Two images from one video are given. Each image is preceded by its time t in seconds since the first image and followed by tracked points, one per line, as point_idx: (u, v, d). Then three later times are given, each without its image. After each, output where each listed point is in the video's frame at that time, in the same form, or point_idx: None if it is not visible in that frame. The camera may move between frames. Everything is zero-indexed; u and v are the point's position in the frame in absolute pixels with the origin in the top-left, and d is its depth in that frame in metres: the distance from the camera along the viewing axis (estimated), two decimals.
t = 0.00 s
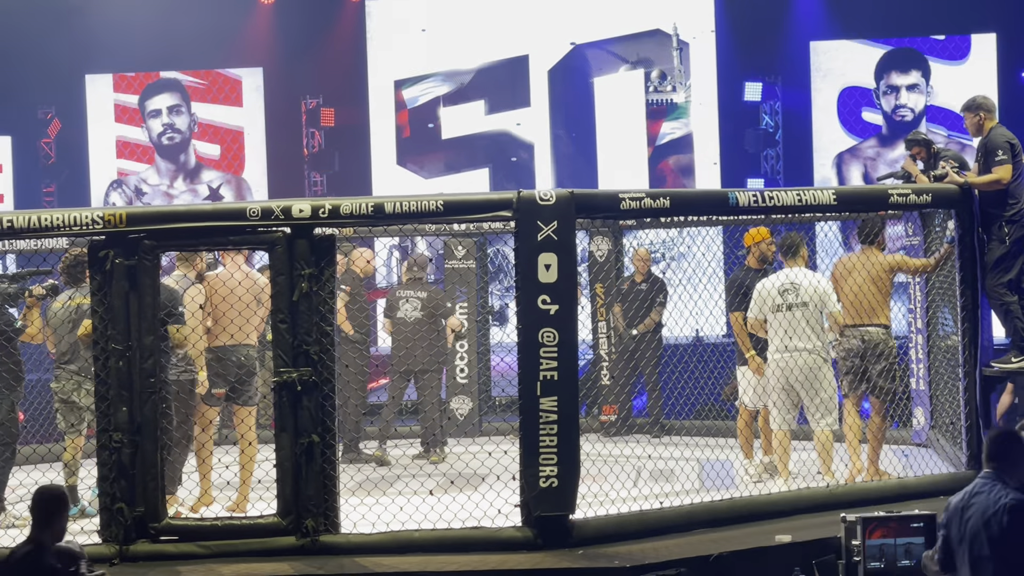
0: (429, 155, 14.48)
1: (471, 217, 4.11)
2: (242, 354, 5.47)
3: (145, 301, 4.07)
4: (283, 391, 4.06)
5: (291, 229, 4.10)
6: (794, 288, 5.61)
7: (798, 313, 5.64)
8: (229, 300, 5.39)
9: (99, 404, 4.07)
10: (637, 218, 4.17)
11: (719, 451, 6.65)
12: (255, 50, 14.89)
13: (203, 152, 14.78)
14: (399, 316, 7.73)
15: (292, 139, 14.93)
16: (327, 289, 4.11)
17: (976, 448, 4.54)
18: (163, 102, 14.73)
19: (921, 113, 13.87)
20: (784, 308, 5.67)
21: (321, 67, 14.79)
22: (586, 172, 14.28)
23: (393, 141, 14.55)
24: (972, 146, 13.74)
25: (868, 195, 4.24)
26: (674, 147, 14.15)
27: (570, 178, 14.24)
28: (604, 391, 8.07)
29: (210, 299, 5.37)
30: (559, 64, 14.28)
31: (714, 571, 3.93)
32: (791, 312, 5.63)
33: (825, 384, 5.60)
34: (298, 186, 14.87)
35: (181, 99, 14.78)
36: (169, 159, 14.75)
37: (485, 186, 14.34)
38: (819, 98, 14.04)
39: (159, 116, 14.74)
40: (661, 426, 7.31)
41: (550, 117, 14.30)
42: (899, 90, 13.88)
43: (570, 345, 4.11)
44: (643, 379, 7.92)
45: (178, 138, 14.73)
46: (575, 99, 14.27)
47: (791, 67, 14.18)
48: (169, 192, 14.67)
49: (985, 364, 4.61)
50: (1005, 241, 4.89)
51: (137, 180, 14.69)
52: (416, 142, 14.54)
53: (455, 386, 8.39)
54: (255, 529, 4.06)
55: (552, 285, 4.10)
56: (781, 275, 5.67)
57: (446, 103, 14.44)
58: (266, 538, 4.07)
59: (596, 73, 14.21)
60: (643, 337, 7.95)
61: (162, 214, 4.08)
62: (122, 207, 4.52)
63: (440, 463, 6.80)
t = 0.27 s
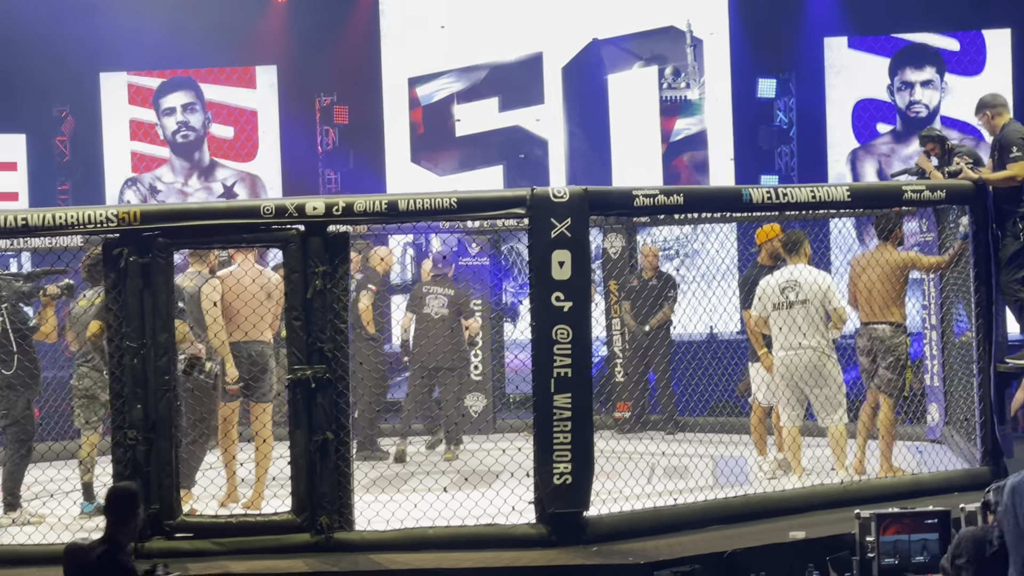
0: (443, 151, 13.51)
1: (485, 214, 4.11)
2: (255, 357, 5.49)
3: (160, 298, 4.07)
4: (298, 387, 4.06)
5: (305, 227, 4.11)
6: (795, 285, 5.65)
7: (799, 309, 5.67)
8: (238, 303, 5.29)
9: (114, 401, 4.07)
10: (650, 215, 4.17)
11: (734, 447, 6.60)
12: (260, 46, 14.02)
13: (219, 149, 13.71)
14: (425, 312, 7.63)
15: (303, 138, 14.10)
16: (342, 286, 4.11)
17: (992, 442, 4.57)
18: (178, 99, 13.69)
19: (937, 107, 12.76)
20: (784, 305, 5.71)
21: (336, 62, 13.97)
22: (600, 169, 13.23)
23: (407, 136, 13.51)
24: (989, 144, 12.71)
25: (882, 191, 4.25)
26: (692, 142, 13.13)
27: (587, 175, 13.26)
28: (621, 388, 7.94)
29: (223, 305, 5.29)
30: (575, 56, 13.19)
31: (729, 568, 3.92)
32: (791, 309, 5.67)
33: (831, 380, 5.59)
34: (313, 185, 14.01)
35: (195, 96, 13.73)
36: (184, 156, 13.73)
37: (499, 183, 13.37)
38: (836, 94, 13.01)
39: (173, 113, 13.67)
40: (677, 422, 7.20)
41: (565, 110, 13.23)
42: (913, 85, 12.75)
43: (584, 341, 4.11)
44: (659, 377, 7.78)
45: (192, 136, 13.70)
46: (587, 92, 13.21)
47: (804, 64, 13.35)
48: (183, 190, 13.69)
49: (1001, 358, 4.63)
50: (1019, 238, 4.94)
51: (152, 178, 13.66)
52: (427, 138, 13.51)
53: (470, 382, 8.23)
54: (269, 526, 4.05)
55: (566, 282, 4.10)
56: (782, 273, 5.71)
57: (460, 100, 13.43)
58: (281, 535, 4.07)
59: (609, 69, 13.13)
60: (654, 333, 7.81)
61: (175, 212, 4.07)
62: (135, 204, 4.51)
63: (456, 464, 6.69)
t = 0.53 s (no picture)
0: (463, 146, 13.11)
1: (504, 209, 4.12)
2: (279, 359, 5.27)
3: (180, 294, 4.09)
4: (318, 383, 4.07)
5: (325, 223, 4.12)
6: (811, 280, 5.56)
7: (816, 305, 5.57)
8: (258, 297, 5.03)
9: (135, 396, 4.09)
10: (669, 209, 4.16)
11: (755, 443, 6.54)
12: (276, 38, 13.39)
13: (240, 145, 13.29)
14: (447, 308, 7.37)
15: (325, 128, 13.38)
16: (361, 281, 4.11)
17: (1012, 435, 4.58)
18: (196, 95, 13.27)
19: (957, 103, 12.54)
20: (802, 300, 5.62)
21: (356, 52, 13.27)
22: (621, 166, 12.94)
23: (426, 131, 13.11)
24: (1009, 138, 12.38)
25: (901, 185, 4.26)
26: (709, 139, 12.86)
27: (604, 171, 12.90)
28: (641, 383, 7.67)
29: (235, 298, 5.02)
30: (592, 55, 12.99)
31: (749, 562, 3.92)
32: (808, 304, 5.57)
33: (849, 376, 5.47)
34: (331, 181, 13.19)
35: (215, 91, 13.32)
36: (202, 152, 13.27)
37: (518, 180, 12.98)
38: (851, 88, 12.63)
39: (193, 110, 13.25)
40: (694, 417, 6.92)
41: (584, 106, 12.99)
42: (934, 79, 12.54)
43: (603, 337, 4.11)
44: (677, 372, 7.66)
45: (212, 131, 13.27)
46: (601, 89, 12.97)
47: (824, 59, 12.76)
48: (203, 187, 13.23)
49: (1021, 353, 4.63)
50: None
51: (172, 174, 13.15)
52: (445, 135, 13.12)
53: (488, 377, 7.75)
54: (289, 521, 4.06)
55: (585, 277, 4.10)
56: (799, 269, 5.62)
57: (479, 95, 13.13)
58: (301, 530, 4.08)
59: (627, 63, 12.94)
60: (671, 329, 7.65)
61: (195, 208, 4.08)
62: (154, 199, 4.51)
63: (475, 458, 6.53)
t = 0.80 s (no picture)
0: (482, 145, 12.73)
1: (525, 209, 4.11)
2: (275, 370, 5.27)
3: (201, 294, 4.09)
4: (338, 382, 4.06)
5: (345, 222, 4.11)
6: (845, 280, 5.45)
7: (848, 305, 5.50)
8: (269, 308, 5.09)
9: (155, 396, 4.08)
10: (690, 209, 4.15)
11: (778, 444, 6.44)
12: (296, 35, 13.04)
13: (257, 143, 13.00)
14: (470, 308, 7.31)
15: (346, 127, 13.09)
16: (382, 281, 4.11)
17: None
18: (218, 94, 12.96)
19: (978, 103, 12.15)
20: (834, 301, 5.52)
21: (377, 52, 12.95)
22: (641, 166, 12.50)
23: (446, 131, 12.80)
24: None
25: (923, 184, 4.24)
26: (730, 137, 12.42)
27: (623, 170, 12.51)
28: (663, 382, 7.71)
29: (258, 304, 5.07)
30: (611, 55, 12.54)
31: (771, 563, 3.91)
32: (841, 305, 5.48)
33: (879, 375, 5.49)
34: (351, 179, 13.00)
35: (235, 89, 12.99)
36: (224, 152, 13.01)
37: (537, 180, 12.67)
38: (873, 88, 12.30)
39: (212, 109, 12.95)
40: (717, 417, 7.01)
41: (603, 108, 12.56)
42: (955, 78, 12.13)
43: (624, 337, 4.10)
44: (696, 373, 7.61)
45: (233, 130, 12.97)
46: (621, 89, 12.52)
47: (847, 58, 12.40)
48: (224, 186, 12.98)
49: None
50: None
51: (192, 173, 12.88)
52: (465, 133, 12.76)
53: (509, 377, 7.89)
54: (310, 521, 4.05)
55: (606, 277, 4.09)
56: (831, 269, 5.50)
57: (498, 95, 12.72)
58: (321, 530, 4.07)
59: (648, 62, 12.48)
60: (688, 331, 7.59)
61: (216, 208, 4.07)
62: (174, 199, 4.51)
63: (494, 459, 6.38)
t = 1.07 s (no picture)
0: (507, 147, 12.16)
1: (549, 211, 4.11)
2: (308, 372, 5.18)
3: (225, 296, 4.09)
4: (362, 385, 4.07)
5: (369, 225, 4.11)
6: (893, 282, 5.55)
7: (895, 306, 5.59)
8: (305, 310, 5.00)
9: (179, 398, 4.10)
10: (714, 211, 4.15)
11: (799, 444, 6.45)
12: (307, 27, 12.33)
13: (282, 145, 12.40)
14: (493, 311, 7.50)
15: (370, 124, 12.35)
16: (405, 283, 4.11)
17: None
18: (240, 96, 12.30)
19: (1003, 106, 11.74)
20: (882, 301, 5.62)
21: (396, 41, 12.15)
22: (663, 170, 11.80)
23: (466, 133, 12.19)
24: None
25: (947, 187, 4.22)
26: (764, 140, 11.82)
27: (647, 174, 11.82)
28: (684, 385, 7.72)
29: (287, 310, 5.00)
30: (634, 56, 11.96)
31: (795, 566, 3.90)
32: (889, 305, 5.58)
33: (921, 379, 5.49)
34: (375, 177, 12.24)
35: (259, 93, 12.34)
36: (247, 155, 12.34)
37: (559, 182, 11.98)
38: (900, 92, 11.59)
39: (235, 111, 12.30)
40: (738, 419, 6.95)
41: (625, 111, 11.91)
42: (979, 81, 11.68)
43: (647, 339, 4.10)
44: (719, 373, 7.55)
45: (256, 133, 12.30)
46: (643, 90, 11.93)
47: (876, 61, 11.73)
48: (246, 189, 12.27)
49: None
50: None
51: (215, 176, 12.30)
52: (491, 135, 12.17)
53: (532, 380, 7.93)
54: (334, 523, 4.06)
55: (629, 279, 4.09)
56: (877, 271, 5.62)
57: (522, 97, 12.17)
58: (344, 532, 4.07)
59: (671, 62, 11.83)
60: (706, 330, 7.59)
61: (240, 210, 4.09)
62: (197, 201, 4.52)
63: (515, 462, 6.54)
